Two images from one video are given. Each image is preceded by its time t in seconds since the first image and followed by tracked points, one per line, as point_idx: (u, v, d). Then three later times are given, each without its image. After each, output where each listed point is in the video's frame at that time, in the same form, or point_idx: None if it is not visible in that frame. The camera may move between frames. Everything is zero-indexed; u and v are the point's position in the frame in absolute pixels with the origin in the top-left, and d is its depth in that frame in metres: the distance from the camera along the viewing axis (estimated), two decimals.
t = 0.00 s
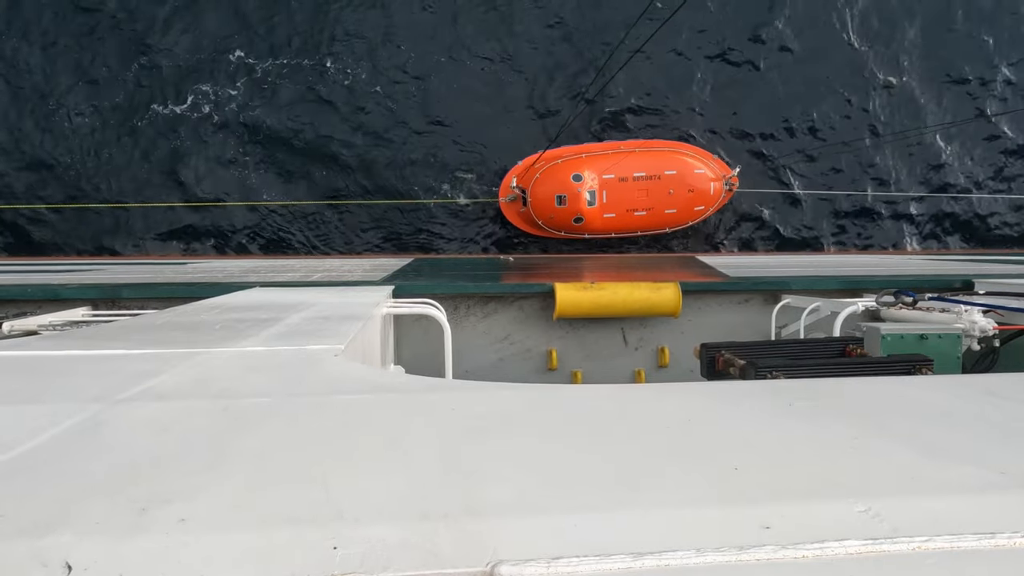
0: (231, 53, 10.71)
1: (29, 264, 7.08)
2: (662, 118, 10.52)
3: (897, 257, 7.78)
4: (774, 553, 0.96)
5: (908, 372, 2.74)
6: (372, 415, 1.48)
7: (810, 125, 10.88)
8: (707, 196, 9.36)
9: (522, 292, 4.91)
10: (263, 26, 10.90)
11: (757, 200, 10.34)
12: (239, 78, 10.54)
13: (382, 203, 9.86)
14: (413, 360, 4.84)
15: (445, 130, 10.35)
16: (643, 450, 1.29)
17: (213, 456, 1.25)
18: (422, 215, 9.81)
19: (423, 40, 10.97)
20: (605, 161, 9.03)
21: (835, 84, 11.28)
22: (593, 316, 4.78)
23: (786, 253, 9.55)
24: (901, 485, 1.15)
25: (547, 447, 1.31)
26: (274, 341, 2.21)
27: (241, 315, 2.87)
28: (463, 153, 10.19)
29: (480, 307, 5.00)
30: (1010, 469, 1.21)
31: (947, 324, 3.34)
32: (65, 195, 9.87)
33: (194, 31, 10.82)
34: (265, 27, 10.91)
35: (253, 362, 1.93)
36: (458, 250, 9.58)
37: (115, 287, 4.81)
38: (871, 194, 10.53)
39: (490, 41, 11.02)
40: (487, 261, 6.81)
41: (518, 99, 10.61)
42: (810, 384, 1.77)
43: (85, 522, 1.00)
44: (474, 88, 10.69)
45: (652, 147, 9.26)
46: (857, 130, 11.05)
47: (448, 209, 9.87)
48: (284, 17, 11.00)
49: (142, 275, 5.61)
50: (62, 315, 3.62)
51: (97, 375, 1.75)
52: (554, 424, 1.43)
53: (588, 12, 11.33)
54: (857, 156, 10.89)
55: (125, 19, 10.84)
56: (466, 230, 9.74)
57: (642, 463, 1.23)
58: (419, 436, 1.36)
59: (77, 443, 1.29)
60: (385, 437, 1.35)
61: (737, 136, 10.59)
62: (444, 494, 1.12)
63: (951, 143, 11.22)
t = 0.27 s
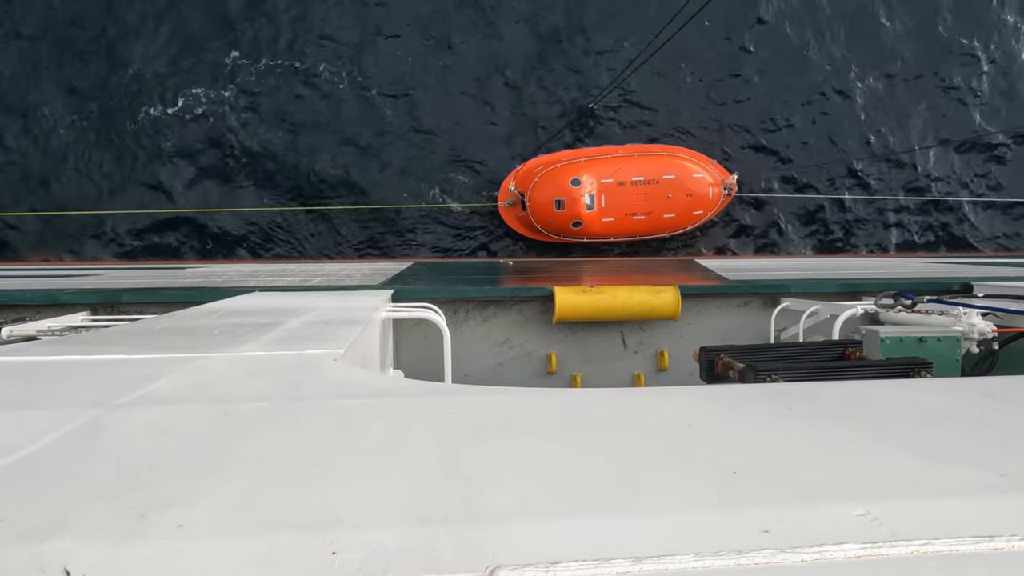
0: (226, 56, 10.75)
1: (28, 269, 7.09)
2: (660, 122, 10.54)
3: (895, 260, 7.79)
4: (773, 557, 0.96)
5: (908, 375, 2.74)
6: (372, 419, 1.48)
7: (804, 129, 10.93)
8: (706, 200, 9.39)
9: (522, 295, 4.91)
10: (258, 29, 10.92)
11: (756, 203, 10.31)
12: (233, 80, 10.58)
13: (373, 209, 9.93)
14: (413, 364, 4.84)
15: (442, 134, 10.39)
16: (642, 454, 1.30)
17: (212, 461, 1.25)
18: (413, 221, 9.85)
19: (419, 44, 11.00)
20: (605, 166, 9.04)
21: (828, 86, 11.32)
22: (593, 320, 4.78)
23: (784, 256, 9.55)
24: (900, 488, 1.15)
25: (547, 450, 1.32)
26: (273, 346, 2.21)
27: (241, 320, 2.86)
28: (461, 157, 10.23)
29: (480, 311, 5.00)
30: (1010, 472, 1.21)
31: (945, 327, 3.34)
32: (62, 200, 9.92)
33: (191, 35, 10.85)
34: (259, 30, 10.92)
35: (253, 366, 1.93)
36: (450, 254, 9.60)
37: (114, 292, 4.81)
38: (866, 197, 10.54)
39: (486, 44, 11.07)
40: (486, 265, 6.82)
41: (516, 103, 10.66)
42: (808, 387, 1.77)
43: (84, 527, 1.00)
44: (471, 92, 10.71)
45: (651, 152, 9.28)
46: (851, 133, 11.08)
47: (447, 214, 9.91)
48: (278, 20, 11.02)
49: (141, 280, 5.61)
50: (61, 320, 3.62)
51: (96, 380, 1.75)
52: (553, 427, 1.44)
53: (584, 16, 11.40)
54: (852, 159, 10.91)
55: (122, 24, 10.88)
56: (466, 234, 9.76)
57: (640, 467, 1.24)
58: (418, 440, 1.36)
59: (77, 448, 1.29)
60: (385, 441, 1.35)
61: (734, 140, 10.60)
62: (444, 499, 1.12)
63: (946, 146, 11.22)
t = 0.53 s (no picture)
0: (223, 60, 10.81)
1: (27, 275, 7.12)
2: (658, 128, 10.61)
3: (893, 266, 7.80)
4: (772, 565, 0.96)
5: (908, 382, 2.74)
6: (371, 426, 1.47)
7: (798, 136, 11.01)
8: (705, 206, 9.41)
9: (521, 302, 4.91)
10: (256, 35, 11.00)
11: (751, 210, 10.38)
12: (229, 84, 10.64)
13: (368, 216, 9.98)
14: (413, 370, 4.83)
15: (441, 140, 10.44)
16: (641, 460, 1.30)
17: (212, 468, 1.25)
18: (408, 227, 9.92)
19: (416, 50, 11.07)
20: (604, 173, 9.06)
21: (822, 93, 11.40)
22: (592, 326, 4.78)
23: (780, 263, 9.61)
24: (899, 495, 1.15)
25: (546, 456, 1.32)
26: (273, 352, 2.21)
27: (241, 325, 2.86)
28: (460, 164, 10.28)
29: (479, 317, 5.00)
30: (1009, 479, 1.21)
31: (945, 334, 3.34)
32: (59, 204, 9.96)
33: (190, 40, 10.89)
34: (257, 35, 10.99)
35: (252, 373, 1.93)
36: (446, 260, 9.65)
37: (114, 298, 4.81)
38: (859, 204, 10.63)
39: (484, 51, 11.14)
40: (486, 270, 6.83)
41: (515, 109, 10.71)
42: (807, 394, 1.77)
43: (83, 534, 1.00)
44: (469, 98, 10.77)
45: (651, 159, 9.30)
46: (845, 140, 11.16)
47: (446, 221, 9.95)
48: (277, 26, 11.10)
49: (141, 285, 5.61)
50: (62, 326, 3.62)
51: (96, 387, 1.75)
52: (553, 434, 1.44)
53: (581, 23, 11.46)
54: (846, 167, 10.99)
55: (122, 30, 10.94)
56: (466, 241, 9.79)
57: (640, 474, 1.24)
58: (417, 446, 1.36)
59: (75, 455, 1.29)
60: (384, 447, 1.35)
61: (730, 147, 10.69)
62: (443, 505, 1.12)
63: (939, 152, 11.28)
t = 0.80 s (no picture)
0: (218, 60, 10.84)
1: (24, 276, 7.13)
2: (655, 131, 10.68)
3: (889, 268, 7.84)
4: (770, 567, 0.96)
5: (905, 384, 2.74)
6: (369, 428, 1.47)
7: (792, 139, 11.07)
8: (703, 208, 9.43)
9: (519, 303, 4.92)
10: (252, 37, 11.05)
11: (750, 211, 10.35)
12: (225, 84, 10.70)
13: (361, 218, 9.99)
14: (411, 372, 4.83)
15: (438, 142, 10.50)
16: (640, 462, 1.29)
17: (210, 469, 1.24)
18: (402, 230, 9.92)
19: (411, 53, 11.13)
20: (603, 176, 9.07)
21: (815, 96, 11.48)
22: (591, 328, 4.78)
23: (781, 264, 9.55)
24: (898, 496, 1.15)
25: (545, 458, 1.32)
26: (271, 354, 2.20)
27: (239, 327, 2.86)
28: (458, 167, 10.35)
29: (478, 318, 5.01)
30: (1007, 481, 1.22)
31: (943, 335, 3.35)
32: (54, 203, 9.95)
33: (187, 41, 10.91)
34: (253, 37, 11.04)
35: (250, 374, 1.93)
36: (443, 263, 9.67)
37: (111, 299, 4.80)
38: (852, 207, 10.71)
39: (481, 54, 11.20)
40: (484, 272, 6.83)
41: (513, 112, 10.75)
42: (806, 395, 1.77)
43: (81, 536, 0.99)
44: (467, 100, 10.81)
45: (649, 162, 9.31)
46: (837, 142, 11.23)
47: (445, 223, 9.98)
48: (273, 28, 11.14)
49: (139, 287, 5.60)
50: (59, 328, 3.61)
51: (93, 388, 1.75)
52: (551, 435, 1.44)
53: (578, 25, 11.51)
54: (838, 169, 11.09)
55: (120, 31, 10.97)
56: (464, 243, 9.82)
57: (639, 476, 1.23)
58: (415, 447, 1.36)
59: (72, 456, 1.28)
60: (382, 448, 1.35)
61: (726, 149, 10.73)
62: (441, 506, 1.12)
63: (929, 155, 11.40)
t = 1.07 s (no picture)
0: (213, 61, 10.83)
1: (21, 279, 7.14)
2: (651, 129, 10.71)
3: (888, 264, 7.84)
4: (768, 563, 0.96)
5: (903, 379, 2.75)
6: (368, 428, 1.47)
7: (787, 135, 11.06)
8: (701, 205, 9.43)
9: (518, 302, 4.92)
10: (246, 37, 11.03)
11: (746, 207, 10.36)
12: (219, 85, 10.70)
13: (357, 219, 10.00)
14: (411, 371, 4.83)
15: (435, 143, 10.53)
16: (638, 460, 1.30)
17: (208, 472, 1.24)
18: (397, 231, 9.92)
19: (406, 53, 11.16)
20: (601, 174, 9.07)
21: (810, 92, 11.46)
22: (590, 326, 4.78)
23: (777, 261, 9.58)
24: (895, 492, 1.15)
25: (544, 456, 1.32)
26: (269, 355, 2.20)
27: (237, 328, 2.86)
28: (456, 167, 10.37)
29: (477, 317, 5.00)
30: (1005, 476, 1.22)
31: (942, 330, 3.35)
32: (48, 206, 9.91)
33: (182, 43, 10.90)
34: (247, 38, 11.03)
35: (249, 376, 1.93)
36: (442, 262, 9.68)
37: (110, 302, 4.80)
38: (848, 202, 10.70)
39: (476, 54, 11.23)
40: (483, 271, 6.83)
41: (509, 112, 10.79)
42: (805, 392, 1.77)
43: (79, 539, 0.99)
44: (463, 101, 10.85)
45: (647, 160, 9.30)
46: (833, 137, 11.21)
47: (443, 223, 9.99)
48: (267, 29, 11.14)
49: (137, 289, 5.60)
50: (58, 331, 3.61)
51: (92, 391, 1.74)
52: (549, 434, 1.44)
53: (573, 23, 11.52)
54: (834, 165, 11.08)
55: (114, 33, 10.95)
56: (462, 243, 9.83)
57: (637, 473, 1.24)
58: (414, 447, 1.36)
59: (71, 459, 1.28)
60: (380, 448, 1.35)
61: (723, 146, 10.72)
62: (439, 505, 1.12)
63: (924, 150, 11.40)
